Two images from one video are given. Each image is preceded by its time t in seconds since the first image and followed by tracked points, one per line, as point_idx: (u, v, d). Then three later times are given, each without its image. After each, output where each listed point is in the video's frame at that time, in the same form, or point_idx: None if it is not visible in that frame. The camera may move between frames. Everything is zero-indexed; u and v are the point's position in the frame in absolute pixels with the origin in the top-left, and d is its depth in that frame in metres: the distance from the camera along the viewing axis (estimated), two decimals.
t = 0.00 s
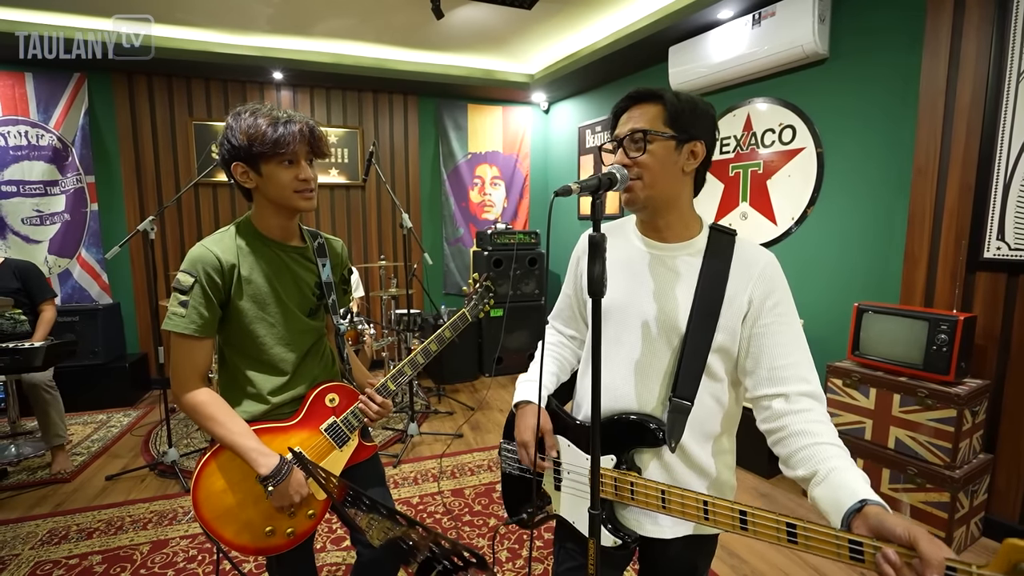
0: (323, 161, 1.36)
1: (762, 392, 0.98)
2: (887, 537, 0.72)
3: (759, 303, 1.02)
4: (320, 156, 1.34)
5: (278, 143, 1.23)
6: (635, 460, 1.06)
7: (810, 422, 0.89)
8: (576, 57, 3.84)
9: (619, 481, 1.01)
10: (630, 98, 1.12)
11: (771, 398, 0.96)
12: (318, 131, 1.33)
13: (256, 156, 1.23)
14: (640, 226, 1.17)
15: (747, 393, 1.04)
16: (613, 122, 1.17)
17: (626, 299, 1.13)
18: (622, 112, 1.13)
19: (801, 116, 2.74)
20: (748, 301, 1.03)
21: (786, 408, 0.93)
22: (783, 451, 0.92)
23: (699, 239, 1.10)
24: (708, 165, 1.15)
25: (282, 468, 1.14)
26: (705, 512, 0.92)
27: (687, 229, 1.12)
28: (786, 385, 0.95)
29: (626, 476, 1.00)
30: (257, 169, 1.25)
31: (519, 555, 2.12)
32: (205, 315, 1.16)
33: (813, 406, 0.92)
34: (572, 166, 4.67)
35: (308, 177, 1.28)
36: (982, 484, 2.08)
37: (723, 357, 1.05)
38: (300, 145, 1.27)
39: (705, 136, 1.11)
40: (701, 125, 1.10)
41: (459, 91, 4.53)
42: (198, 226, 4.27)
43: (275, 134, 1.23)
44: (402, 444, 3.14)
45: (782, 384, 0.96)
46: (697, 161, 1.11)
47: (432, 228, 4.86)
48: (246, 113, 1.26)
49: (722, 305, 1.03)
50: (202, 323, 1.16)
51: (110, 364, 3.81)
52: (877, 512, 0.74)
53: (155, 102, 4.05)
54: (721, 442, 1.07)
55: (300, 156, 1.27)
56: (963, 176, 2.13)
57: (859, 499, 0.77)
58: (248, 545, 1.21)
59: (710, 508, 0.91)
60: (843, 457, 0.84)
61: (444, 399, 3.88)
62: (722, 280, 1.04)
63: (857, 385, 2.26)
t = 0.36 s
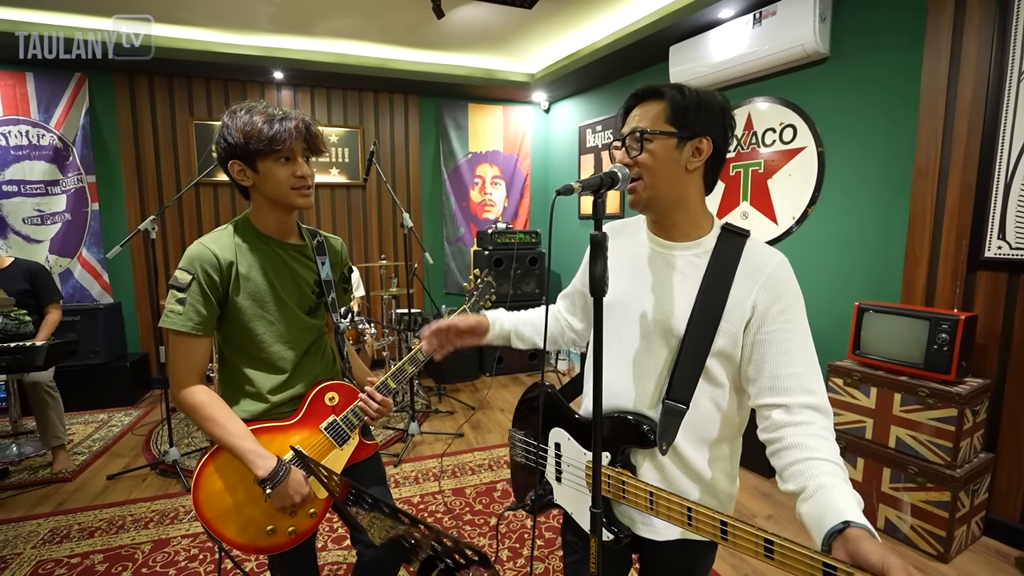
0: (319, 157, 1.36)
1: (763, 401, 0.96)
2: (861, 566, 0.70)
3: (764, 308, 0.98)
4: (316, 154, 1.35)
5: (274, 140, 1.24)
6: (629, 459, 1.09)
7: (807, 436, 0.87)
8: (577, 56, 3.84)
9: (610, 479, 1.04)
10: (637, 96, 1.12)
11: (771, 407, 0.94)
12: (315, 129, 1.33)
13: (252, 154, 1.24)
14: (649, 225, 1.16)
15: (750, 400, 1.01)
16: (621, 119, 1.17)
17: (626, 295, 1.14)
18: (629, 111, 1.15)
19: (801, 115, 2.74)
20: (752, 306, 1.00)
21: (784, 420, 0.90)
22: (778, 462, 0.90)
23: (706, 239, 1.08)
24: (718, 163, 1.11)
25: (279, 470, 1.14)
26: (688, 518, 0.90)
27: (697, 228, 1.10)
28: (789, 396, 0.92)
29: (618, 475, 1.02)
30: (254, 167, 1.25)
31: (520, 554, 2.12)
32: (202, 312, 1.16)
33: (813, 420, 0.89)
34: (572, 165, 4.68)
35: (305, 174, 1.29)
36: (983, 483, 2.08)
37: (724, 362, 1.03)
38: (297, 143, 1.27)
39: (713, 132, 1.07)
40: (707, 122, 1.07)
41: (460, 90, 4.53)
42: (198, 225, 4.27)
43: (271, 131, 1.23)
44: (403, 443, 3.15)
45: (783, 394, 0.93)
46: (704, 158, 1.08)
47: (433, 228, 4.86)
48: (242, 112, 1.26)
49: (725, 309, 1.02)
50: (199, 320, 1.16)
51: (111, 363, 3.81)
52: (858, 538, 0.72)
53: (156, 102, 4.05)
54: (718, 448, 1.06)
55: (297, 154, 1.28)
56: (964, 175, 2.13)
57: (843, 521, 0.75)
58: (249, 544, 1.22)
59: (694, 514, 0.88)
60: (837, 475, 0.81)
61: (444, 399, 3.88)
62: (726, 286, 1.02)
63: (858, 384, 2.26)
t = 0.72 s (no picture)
0: (320, 155, 1.35)
1: (763, 406, 0.95)
2: None
3: (766, 312, 0.97)
4: (316, 153, 1.34)
5: (274, 139, 1.23)
6: (628, 459, 1.08)
7: (803, 445, 0.86)
8: (577, 55, 3.83)
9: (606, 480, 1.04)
10: (645, 92, 1.12)
11: (770, 413, 0.93)
12: (315, 128, 1.33)
13: (252, 152, 1.23)
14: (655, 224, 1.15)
15: (750, 404, 1.00)
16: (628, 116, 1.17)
17: (627, 293, 1.14)
18: (636, 107, 1.14)
19: (802, 114, 2.74)
20: (754, 309, 0.99)
21: (782, 427, 0.90)
22: (773, 469, 0.90)
23: (710, 238, 1.07)
24: (723, 160, 1.09)
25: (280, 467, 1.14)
26: (677, 521, 0.91)
27: (703, 227, 1.09)
28: (788, 402, 0.91)
29: (613, 476, 1.03)
30: (253, 166, 1.24)
31: (521, 553, 2.12)
32: (200, 313, 1.16)
33: (812, 427, 0.88)
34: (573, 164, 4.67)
35: (306, 173, 1.28)
36: (985, 482, 2.07)
37: (724, 365, 1.03)
38: (297, 142, 1.27)
39: (719, 129, 1.06)
40: (716, 119, 1.05)
41: (460, 89, 4.52)
42: (198, 225, 4.27)
43: (271, 129, 1.23)
44: (403, 443, 3.14)
45: (783, 400, 0.92)
46: (708, 155, 1.06)
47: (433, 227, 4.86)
48: (242, 109, 1.25)
49: (726, 311, 1.01)
50: (198, 321, 1.16)
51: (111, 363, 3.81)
52: (839, 551, 0.72)
53: (155, 101, 4.04)
54: (713, 451, 1.06)
55: (298, 152, 1.27)
56: (966, 173, 2.12)
57: (828, 532, 0.74)
58: (250, 545, 1.22)
59: (682, 518, 0.90)
60: (829, 486, 0.80)
61: (445, 398, 3.88)
62: (727, 288, 1.01)
63: (860, 383, 2.25)
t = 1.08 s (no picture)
0: (324, 152, 1.34)
1: (767, 408, 0.94)
2: None
3: (771, 312, 0.96)
4: (320, 151, 1.33)
5: (278, 135, 1.21)
6: (629, 461, 1.07)
7: (810, 448, 0.84)
8: (578, 53, 3.82)
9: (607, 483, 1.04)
10: (649, 87, 1.10)
11: (774, 415, 0.92)
12: (320, 125, 1.32)
13: (255, 148, 1.21)
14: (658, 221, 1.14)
15: (754, 406, 0.99)
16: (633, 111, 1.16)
17: (631, 291, 1.13)
18: (641, 103, 1.13)
19: (804, 112, 2.73)
20: (759, 310, 0.98)
21: (787, 429, 0.88)
22: (778, 473, 0.89)
23: (714, 237, 1.06)
24: (730, 156, 1.08)
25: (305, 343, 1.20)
26: (680, 525, 0.91)
27: (707, 225, 1.07)
28: (793, 404, 0.90)
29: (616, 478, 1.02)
30: (256, 161, 1.23)
31: (523, 553, 2.10)
32: (202, 313, 1.15)
33: (818, 430, 0.86)
34: (573, 163, 4.66)
35: (309, 171, 1.27)
36: (989, 482, 2.06)
37: (727, 366, 1.01)
38: (302, 139, 1.25)
39: (726, 125, 1.04)
40: (722, 114, 1.04)
41: (460, 88, 4.51)
42: (198, 224, 4.25)
43: (276, 125, 1.21)
44: (403, 443, 3.13)
45: (788, 402, 0.91)
46: (714, 151, 1.05)
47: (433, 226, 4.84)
48: (247, 104, 1.24)
49: (730, 311, 1.00)
50: (201, 322, 1.15)
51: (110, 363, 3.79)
52: (851, 558, 0.71)
53: (154, 99, 4.03)
54: (716, 453, 1.04)
55: (302, 150, 1.26)
56: (970, 172, 2.11)
57: (838, 540, 0.73)
58: (254, 546, 1.20)
59: (686, 522, 0.89)
60: (838, 490, 0.79)
61: (445, 397, 3.87)
62: (731, 287, 1.00)
63: (863, 383, 2.24)
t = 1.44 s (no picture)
0: (331, 157, 1.30)
1: (775, 411, 0.92)
2: None
3: (780, 313, 0.95)
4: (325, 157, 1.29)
5: (283, 140, 1.18)
6: (634, 464, 1.05)
7: (822, 451, 0.83)
8: (579, 51, 3.80)
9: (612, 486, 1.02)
10: (654, 83, 1.08)
11: (783, 418, 0.91)
12: (327, 132, 1.28)
13: (257, 149, 1.18)
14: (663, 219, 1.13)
15: (761, 408, 0.98)
16: (638, 108, 1.14)
17: (635, 291, 1.11)
18: (646, 99, 1.11)
19: (808, 110, 2.71)
20: (767, 310, 0.96)
21: (797, 432, 0.87)
22: (788, 477, 0.87)
23: (722, 235, 1.04)
24: (738, 152, 1.06)
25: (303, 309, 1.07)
26: (691, 531, 0.89)
27: (714, 223, 1.06)
28: (802, 407, 0.89)
29: (621, 481, 1.01)
30: (257, 161, 1.20)
31: (525, 555, 2.09)
32: (222, 301, 1.15)
33: (829, 433, 0.85)
34: (574, 161, 4.64)
35: (310, 179, 1.23)
36: (994, 482, 2.05)
37: (734, 367, 1.00)
38: (306, 146, 1.22)
39: (734, 121, 1.03)
40: (730, 110, 1.02)
41: (461, 86, 4.49)
42: (197, 223, 4.23)
43: (281, 130, 1.18)
44: (404, 443, 3.12)
45: (797, 404, 0.89)
46: (721, 148, 1.03)
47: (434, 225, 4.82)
48: (258, 100, 1.21)
49: (737, 312, 0.98)
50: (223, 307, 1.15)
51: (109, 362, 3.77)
52: (871, 565, 0.69)
53: (154, 98, 4.01)
54: (722, 455, 1.03)
55: (305, 157, 1.22)
56: (976, 170, 2.10)
57: (856, 547, 0.71)
58: (257, 549, 1.18)
59: (696, 528, 0.87)
60: (852, 495, 0.78)
61: (446, 397, 3.85)
62: (738, 288, 0.98)
63: (867, 383, 2.22)
